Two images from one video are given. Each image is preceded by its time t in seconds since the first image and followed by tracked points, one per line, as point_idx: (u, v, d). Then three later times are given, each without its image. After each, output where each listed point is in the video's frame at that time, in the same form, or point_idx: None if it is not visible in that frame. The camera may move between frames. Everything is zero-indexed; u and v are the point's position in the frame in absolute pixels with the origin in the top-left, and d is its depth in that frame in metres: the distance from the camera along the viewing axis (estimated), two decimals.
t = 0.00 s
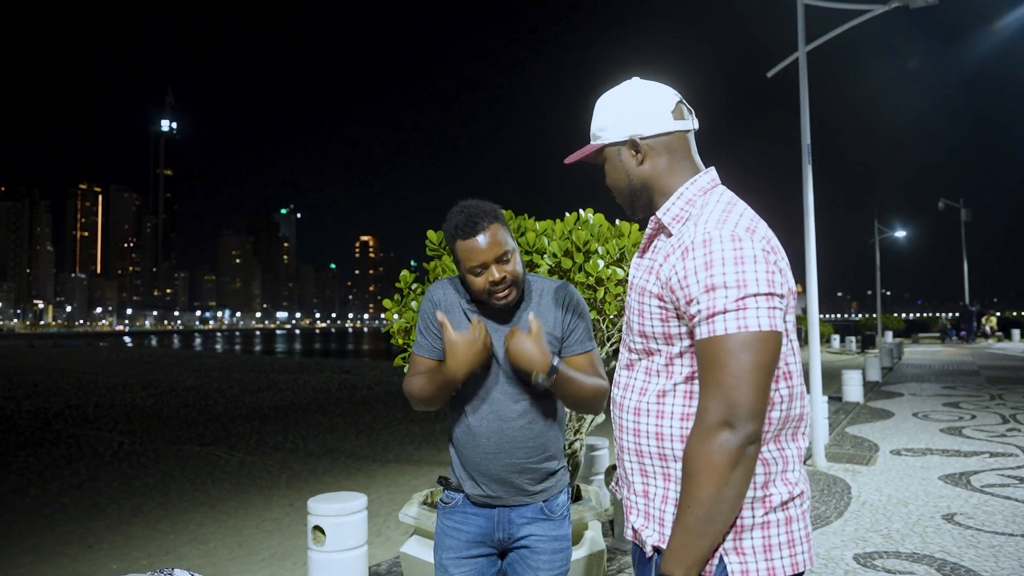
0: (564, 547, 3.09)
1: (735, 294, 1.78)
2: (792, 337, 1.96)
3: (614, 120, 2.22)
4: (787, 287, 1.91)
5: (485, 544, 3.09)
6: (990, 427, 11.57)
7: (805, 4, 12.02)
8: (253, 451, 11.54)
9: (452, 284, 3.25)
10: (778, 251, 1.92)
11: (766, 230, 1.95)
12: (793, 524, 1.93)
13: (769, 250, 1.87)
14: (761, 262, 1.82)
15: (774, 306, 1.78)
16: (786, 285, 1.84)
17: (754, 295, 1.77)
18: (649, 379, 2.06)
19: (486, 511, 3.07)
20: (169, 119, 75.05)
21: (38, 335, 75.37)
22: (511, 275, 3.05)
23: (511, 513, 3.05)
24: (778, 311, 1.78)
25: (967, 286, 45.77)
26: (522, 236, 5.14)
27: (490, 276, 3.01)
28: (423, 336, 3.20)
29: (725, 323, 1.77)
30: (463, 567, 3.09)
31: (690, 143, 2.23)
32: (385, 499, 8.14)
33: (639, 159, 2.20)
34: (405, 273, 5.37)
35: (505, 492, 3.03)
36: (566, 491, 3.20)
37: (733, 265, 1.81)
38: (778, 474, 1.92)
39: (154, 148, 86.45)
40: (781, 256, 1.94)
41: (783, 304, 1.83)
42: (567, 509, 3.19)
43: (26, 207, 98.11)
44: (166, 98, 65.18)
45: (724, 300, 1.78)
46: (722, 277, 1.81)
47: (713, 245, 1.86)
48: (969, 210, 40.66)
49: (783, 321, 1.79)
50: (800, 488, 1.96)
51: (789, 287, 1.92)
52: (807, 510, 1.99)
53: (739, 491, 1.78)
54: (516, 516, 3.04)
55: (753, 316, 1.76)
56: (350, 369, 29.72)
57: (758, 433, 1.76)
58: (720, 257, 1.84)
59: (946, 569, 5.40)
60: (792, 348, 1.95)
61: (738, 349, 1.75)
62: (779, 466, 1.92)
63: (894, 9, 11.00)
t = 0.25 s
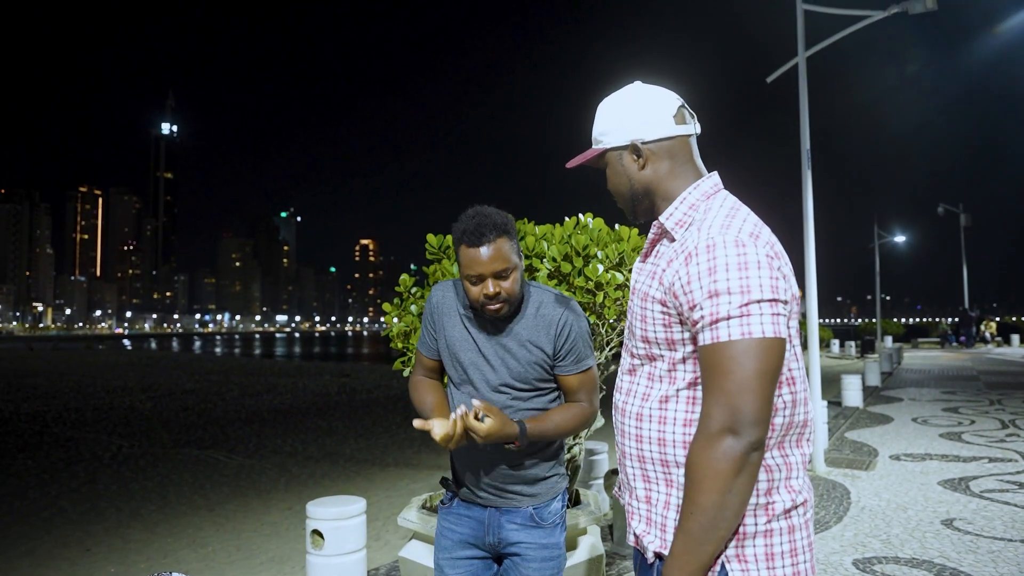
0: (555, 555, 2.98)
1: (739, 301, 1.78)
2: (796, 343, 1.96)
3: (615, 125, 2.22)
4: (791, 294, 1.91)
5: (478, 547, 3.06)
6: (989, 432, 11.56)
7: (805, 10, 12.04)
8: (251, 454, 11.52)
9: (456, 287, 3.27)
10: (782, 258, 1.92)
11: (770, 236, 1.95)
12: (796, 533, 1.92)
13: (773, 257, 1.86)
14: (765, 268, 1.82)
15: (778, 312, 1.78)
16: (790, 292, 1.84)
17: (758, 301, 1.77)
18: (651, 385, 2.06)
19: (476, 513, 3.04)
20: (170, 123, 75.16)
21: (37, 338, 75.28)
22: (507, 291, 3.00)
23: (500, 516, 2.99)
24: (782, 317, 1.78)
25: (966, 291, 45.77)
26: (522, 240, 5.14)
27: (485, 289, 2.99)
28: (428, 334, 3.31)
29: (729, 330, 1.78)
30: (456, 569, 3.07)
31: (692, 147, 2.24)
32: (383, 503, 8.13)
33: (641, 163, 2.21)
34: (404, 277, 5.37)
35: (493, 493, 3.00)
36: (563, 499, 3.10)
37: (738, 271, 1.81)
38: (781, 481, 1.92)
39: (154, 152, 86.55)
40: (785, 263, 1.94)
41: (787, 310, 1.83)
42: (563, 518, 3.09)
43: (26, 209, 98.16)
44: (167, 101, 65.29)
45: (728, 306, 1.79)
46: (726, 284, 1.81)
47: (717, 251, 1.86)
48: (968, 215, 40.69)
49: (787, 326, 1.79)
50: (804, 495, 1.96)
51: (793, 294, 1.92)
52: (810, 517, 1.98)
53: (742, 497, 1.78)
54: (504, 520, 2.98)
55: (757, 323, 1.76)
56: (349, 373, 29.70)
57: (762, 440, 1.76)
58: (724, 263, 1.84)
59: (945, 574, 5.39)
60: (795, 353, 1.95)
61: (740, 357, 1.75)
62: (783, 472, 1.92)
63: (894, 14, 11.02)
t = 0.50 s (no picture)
0: (546, 558, 2.95)
1: (739, 302, 1.78)
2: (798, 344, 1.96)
3: (613, 126, 2.23)
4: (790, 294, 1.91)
5: (471, 546, 3.06)
6: (989, 434, 11.55)
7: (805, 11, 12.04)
8: (251, 455, 11.53)
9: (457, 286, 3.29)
10: (781, 257, 1.91)
11: (769, 237, 1.95)
12: (799, 536, 1.91)
13: (771, 257, 1.87)
14: (764, 268, 1.82)
15: (778, 312, 1.78)
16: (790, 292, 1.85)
17: (757, 302, 1.77)
18: (652, 386, 2.06)
19: (468, 513, 3.03)
20: (170, 124, 75.21)
21: (37, 338, 75.25)
22: (498, 289, 3.02)
23: (491, 516, 2.98)
24: (782, 318, 1.78)
25: (967, 293, 45.77)
26: (521, 241, 5.14)
27: (476, 285, 3.01)
28: (428, 332, 3.34)
29: (729, 331, 1.78)
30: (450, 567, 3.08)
31: (691, 149, 2.24)
32: (383, 504, 8.13)
33: (640, 165, 2.21)
34: (404, 278, 5.37)
35: (483, 494, 2.98)
36: (558, 501, 3.04)
37: (737, 272, 1.82)
38: (783, 483, 1.91)
39: (155, 153, 86.65)
40: (784, 263, 1.94)
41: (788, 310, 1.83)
42: (557, 520, 3.03)
43: (26, 209, 98.22)
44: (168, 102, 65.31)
45: (727, 307, 1.79)
46: (724, 284, 1.82)
47: (715, 251, 1.87)
48: (969, 217, 40.70)
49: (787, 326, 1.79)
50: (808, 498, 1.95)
51: (793, 294, 1.92)
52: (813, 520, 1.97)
53: (743, 499, 1.78)
54: (495, 520, 2.97)
55: (757, 323, 1.76)
56: (349, 373, 29.71)
57: (763, 440, 1.76)
58: (723, 263, 1.84)
59: None
60: (797, 353, 1.95)
61: (740, 357, 1.76)
62: (786, 474, 1.92)
63: (894, 16, 11.02)
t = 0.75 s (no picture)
0: (545, 558, 2.95)
1: (738, 302, 1.78)
2: (799, 344, 1.96)
3: (613, 127, 2.23)
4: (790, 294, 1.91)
5: (471, 546, 3.06)
6: (992, 434, 11.53)
7: (808, 11, 12.02)
8: (254, 455, 11.54)
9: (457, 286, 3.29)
10: (781, 257, 1.91)
11: (769, 237, 1.95)
12: (802, 537, 1.91)
13: (771, 257, 1.86)
14: (764, 268, 1.82)
15: (778, 312, 1.78)
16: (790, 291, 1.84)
17: (757, 302, 1.77)
18: (654, 386, 2.06)
19: (468, 513, 3.04)
20: (173, 124, 75.34)
21: (40, 338, 75.39)
22: (494, 288, 3.02)
23: (490, 516, 2.98)
24: (781, 318, 1.78)
25: (970, 293, 45.66)
26: (522, 242, 5.15)
27: (473, 285, 3.02)
28: (430, 332, 3.34)
29: (729, 331, 1.78)
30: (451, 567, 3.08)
31: (691, 150, 2.24)
32: (385, 504, 8.14)
33: (640, 166, 2.21)
34: (405, 278, 5.37)
35: (483, 493, 2.99)
36: (557, 502, 3.04)
37: (737, 272, 1.81)
38: (785, 483, 1.91)
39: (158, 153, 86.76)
40: (784, 263, 1.93)
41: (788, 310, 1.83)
42: (557, 521, 3.03)
43: (30, 210, 98.42)
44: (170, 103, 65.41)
45: (727, 307, 1.79)
46: (724, 285, 1.81)
47: (715, 251, 1.87)
48: (972, 217, 40.63)
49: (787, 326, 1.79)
50: (811, 498, 1.95)
51: (793, 294, 1.92)
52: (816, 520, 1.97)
53: (744, 498, 1.78)
54: (494, 520, 2.97)
55: (756, 324, 1.76)
56: (351, 374, 29.74)
57: (763, 439, 1.76)
58: (722, 263, 1.84)
59: None
60: (798, 353, 1.95)
61: (741, 357, 1.76)
62: (787, 473, 1.92)
63: (896, 15, 11.00)
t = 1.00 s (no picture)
0: (541, 558, 2.93)
1: (736, 298, 1.78)
2: (797, 341, 1.96)
3: (623, 118, 2.22)
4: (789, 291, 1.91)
5: (469, 544, 3.06)
6: (995, 433, 11.52)
7: (810, 9, 12.00)
8: (256, 455, 11.55)
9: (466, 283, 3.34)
10: (778, 255, 1.92)
11: (766, 234, 1.95)
12: (801, 535, 1.91)
13: (768, 253, 1.87)
14: (762, 265, 1.82)
15: (776, 309, 1.78)
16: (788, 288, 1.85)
17: (755, 299, 1.77)
18: (654, 384, 2.06)
19: (465, 510, 3.05)
20: (175, 125, 75.42)
21: (43, 338, 75.45)
22: (494, 282, 3.05)
23: (485, 514, 2.98)
24: (779, 314, 1.79)
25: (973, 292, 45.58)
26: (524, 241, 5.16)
27: (472, 280, 3.07)
28: (437, 328, 3.38)
29: (727, 328, 1.78)
30: (448, 564, 3.09)
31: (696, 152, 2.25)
32: (387, 503, 8.15)
33: (648, 159, 2.20)
34: (406, 278, 5.37)
35: (479, 492, 2.99)
36: (555, 502, 3.03)
37: (735, 269, 1.82)
38: (785, 480, 1.91)
39: (160, 154, 86.82)
40: (782, 260, 1.93)
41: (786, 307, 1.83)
42: (553, 522, 3.02)
43: (32, 211, 98.58)
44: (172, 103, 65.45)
45: (726, 304, 1.79)
46: (722, 281, 1.82)
47: (713, 248, 1.87)
48: (974, 216, 40.56)
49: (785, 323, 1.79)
50: (811, 496, 1.95)
51: (791, 292, 1.92)
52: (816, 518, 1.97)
53: (744, 495, 1.78)
54: (489, 517, 2.97)
55: (754, 320, 1.76)
56: (353, 373, 29.77)
57: (762, 436, 1.76)
58: (720, 260, 1.84)
59: None
60: (796, 351, 1.95)
61: (739, 352, 1.76)
62: (786, 471, 1.92)
63: (899, 14, 10.98)
